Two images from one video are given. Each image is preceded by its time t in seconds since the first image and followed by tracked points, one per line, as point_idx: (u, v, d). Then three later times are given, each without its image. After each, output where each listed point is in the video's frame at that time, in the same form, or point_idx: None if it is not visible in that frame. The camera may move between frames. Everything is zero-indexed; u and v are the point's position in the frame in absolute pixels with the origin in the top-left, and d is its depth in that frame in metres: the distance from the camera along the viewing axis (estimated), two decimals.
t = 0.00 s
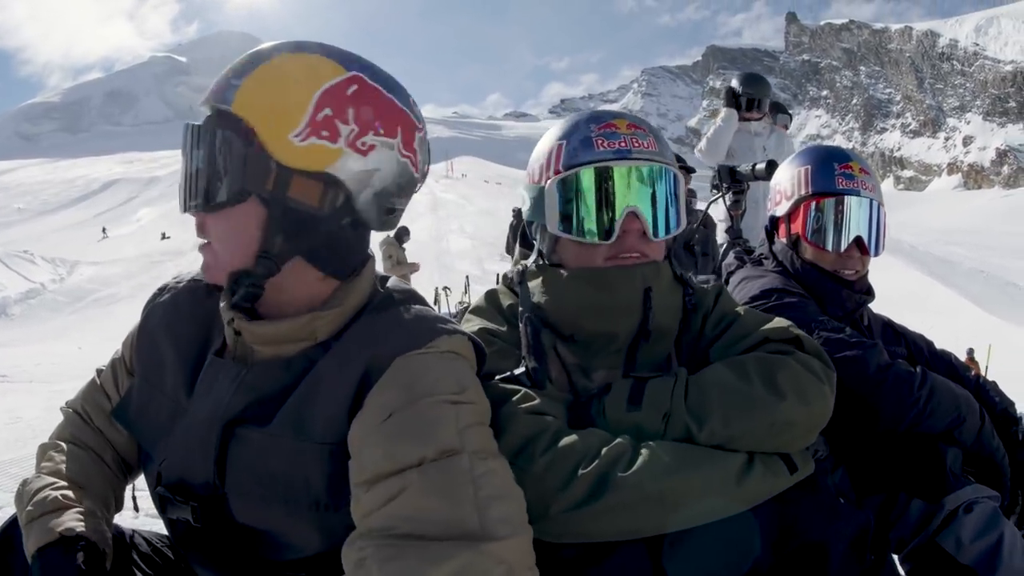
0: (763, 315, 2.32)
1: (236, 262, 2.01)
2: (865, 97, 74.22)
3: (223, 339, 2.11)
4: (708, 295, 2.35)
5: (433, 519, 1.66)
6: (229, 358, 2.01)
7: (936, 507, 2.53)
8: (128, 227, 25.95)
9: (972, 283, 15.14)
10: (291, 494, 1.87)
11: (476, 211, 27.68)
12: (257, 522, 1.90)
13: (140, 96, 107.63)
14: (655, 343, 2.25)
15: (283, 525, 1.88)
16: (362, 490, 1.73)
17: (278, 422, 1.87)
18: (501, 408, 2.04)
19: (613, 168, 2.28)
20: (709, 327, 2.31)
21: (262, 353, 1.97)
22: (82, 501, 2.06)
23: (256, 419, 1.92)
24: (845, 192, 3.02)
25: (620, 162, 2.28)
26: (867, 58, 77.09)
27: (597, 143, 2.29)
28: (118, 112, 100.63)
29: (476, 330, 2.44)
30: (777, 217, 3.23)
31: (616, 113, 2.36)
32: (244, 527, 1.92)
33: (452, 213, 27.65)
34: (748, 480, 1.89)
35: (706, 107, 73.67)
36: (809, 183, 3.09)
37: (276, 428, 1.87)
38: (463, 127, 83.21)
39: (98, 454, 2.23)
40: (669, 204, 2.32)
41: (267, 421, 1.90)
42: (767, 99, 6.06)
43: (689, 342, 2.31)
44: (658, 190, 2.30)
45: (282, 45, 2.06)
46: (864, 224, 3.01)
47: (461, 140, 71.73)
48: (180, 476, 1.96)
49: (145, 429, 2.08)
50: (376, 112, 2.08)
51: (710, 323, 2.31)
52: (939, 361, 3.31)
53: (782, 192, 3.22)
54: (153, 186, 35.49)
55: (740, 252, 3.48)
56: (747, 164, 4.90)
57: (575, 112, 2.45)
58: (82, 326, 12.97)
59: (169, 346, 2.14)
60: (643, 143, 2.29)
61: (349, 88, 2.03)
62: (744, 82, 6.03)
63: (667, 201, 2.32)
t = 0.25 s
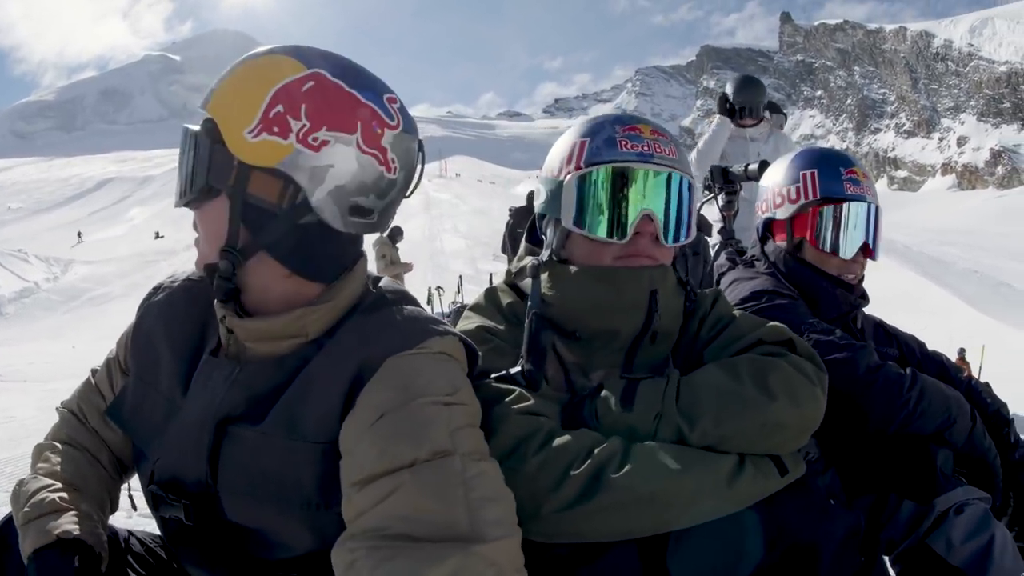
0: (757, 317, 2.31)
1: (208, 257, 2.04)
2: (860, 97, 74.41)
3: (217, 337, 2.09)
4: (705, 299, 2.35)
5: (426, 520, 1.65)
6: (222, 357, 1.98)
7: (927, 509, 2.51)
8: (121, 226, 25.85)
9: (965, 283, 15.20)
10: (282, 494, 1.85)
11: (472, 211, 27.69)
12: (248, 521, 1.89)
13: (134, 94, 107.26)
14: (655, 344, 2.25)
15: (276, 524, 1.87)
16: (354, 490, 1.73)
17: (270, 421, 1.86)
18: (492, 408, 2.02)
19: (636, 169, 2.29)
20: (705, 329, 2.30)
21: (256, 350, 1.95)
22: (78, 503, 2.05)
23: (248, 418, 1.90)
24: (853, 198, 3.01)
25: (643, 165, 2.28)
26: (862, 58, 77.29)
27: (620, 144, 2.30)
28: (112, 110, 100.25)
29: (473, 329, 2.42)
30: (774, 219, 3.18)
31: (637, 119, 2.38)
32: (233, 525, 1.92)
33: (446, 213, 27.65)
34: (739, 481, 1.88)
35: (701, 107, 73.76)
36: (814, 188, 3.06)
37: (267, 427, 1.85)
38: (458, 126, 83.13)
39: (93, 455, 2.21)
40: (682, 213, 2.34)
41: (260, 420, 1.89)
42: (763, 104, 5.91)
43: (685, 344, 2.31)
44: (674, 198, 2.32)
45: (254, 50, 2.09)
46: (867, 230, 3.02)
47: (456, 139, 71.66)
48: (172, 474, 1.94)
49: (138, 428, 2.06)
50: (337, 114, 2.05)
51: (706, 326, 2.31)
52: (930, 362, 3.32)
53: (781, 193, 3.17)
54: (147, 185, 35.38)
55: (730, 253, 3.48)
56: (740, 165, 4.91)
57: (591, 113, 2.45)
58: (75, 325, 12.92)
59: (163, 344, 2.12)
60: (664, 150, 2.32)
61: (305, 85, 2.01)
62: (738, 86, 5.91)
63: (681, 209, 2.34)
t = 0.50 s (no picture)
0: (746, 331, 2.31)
1: (210, 262, 2.00)
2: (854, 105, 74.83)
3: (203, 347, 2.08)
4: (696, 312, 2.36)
5: (404, 530, 1.65)
6: (209, 367, 1.97)
7: (912, 521, 2.54)
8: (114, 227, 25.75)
9: (956, 291, 15.30)
10: (264, 502, 1.84)
11: (466, 216, 27.75)
12: (233, 528, 1.88)
13: (129, 95, 107.01)
14: (645, 355, 2.25)
15: (259, 532, 1.86)
16: (333, 499, 1.72)
17: (254, 428, 1.85)
18: (475, 419, 2.01)
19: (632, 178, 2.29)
20: (693, 341, 2.30)
21: (240, 361, 1.94)
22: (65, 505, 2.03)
23: (233, 426, 1.89)
24: (847, 209, 3.03)
25: (636, 172, 2.29)
26: (857, 67, 77.75)
27: (613, 151, 2.30)
28: (106, 110, 99.95)
29: (464, 335, 2.40)
30: (764, 231, 3.19)
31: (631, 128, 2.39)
32: (216, 531, 1.90)
33: (439, 217, 27.68)
34: (721, 493, 1.88)
35: (696, 114, 74.12)
36: (808, 200, 3.06)
37: (251, 435, 1.84)
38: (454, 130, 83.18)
39: (80, 460, 2.19)
40: (673, 223, 2.34)
41: (244, 427, 1.88)
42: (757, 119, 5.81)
43: (674, 357, 2.30)
44: (665, 207, 2.33)
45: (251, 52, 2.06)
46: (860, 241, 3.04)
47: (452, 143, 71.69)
48: (157, 480, 1.94)
49: (123, 434, 2.06)
50: (340, 119, 2.06)
51: (694, 338, 2.31)
52: (918, 373, 3.33)
53: (772, 204, 3.17)
54: (140, 187, 35.28)
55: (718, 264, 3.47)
56: (730, 174, 4.94)
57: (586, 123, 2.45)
58: (66, 326, 12.84)
59: (148, 350, 2.12)
60: (657, 159, 2.32)
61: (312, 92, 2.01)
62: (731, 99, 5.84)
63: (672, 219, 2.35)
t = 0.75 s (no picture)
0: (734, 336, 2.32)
1: (281, 293, 1.95)
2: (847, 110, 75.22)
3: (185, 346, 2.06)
4: (684, 317, 2.37)
5: (393, 530, 1.65)
6: (191, 366, 1.95)
7: (899, 526, 2.53)
8: (106, 229, 25.67)
9: (949, 295, 15.39)
10: (252, 500, 1.83)
11: (460, 220, 27.79)
12: (219, 526, 1.88)
13: (123, 97, 106.70)
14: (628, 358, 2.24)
15: (247, 532, 1.85)
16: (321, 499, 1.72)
17: (239, 426, 1.84)
18: (461, 422, 2.01)
19: (585, 186, 2.27)
20: (681, 346, 2.31)
21: (224, 363, 1.92)
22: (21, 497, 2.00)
23: (219, 426, 1.88)
24: (829, 211, 3.02)
25: (584, 180, 2.26)
26: (850, 71, 78.14)
27: (569, 159, 2.29)
28: (99, 112, 99.62)
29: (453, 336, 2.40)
30: (748, 234, 3.19)
31: (600, 132, 2.35)
32: (204, 532, 1.90)
33: (432, 220, 27.70)
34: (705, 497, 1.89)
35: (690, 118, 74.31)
36: (790, 202, 3.06)
37: (236, 433, 1.84)
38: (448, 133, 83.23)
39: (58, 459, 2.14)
40: (633, 232, 2.28)
41: (231, 427, 1.87)
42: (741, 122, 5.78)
43: (661, 362, 2.31)
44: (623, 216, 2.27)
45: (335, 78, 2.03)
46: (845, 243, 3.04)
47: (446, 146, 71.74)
48: (145, 478, 1.92)
49: (106, 438, 2.05)
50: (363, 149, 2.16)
51: (682, 343, 2.32)
52: (906, 377, 3.33)
53: (756, 207, 3.17)
54: (133, 189, 35.18)
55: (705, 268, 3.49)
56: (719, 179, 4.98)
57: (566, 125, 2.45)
58: (58, 328, 12.78)
59: (129, 353, 2.10)
60: (613, 165, 2.26)
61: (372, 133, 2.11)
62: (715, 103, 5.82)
63: (632, 228, 2.28)
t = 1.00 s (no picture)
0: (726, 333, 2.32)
1: (293, 298, 1.95)
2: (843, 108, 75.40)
3: (178, 349, 2.04)
4: (677, 314, 2.37)
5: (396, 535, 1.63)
6: (186, 371, 1.93)
7: (894, 523, 2.54)
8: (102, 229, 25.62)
9: (943, 293, 15.45)
10: (248, 507, 1.84)
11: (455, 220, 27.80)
12: (213, 535, 1.87)
13: (118, 97, 106.45)
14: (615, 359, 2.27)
15: (240, 537, 1.85)
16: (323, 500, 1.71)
17: (238, 435, 1.84)
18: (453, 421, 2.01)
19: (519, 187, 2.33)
20: (672, 344, 2.31)
21: (223, 370, 1.91)
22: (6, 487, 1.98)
23: (217, 434, 1.87)
24: (820, 207, 3.03)
25: (517, 182, 2.33)
26: (845, 70, 78.33)
27: (514, 161, 2.37)
28: (94, 112, 99.36)
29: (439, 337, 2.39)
30: (740, 231, 3.21)
31: (548, 133, 2.39)
32: (199, 540, 1.89)
33: (427, 220, 27.70)
34: (697, 497, 1.89)
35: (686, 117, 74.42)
36: (780, 198, 3.07)
37: (235, 442, 1.84)
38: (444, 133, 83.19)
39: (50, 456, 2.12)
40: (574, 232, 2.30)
41: (229, 435, 1.86)
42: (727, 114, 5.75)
43: (651, 360, 2.32)
44: (559, 215, 2.31)
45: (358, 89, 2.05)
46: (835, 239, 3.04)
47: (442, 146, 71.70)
48: (140, 489, 1.90)
49: (105, 443, 2.04)
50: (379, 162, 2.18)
51: (674, 340, 2.32)
52: (900, 375, 3.33)
53: (747, 205, 3.18)
54: (128, 190, 35.09)
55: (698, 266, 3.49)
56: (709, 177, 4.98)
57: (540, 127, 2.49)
58: (52, 329, 12.75)
59: (124, 355, 2.09)
60: (544, 164, 2.31)
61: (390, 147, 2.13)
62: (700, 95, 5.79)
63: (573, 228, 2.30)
